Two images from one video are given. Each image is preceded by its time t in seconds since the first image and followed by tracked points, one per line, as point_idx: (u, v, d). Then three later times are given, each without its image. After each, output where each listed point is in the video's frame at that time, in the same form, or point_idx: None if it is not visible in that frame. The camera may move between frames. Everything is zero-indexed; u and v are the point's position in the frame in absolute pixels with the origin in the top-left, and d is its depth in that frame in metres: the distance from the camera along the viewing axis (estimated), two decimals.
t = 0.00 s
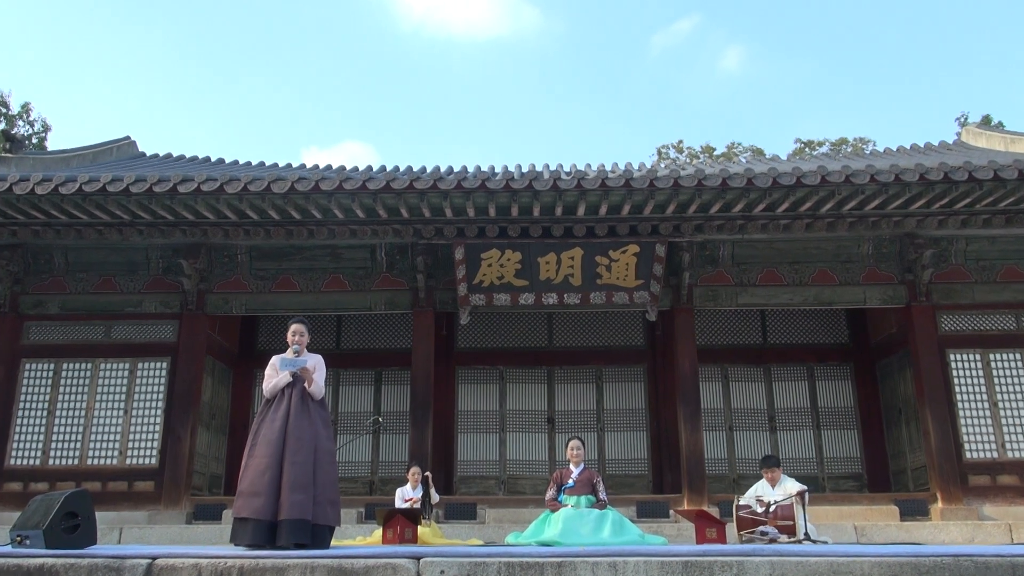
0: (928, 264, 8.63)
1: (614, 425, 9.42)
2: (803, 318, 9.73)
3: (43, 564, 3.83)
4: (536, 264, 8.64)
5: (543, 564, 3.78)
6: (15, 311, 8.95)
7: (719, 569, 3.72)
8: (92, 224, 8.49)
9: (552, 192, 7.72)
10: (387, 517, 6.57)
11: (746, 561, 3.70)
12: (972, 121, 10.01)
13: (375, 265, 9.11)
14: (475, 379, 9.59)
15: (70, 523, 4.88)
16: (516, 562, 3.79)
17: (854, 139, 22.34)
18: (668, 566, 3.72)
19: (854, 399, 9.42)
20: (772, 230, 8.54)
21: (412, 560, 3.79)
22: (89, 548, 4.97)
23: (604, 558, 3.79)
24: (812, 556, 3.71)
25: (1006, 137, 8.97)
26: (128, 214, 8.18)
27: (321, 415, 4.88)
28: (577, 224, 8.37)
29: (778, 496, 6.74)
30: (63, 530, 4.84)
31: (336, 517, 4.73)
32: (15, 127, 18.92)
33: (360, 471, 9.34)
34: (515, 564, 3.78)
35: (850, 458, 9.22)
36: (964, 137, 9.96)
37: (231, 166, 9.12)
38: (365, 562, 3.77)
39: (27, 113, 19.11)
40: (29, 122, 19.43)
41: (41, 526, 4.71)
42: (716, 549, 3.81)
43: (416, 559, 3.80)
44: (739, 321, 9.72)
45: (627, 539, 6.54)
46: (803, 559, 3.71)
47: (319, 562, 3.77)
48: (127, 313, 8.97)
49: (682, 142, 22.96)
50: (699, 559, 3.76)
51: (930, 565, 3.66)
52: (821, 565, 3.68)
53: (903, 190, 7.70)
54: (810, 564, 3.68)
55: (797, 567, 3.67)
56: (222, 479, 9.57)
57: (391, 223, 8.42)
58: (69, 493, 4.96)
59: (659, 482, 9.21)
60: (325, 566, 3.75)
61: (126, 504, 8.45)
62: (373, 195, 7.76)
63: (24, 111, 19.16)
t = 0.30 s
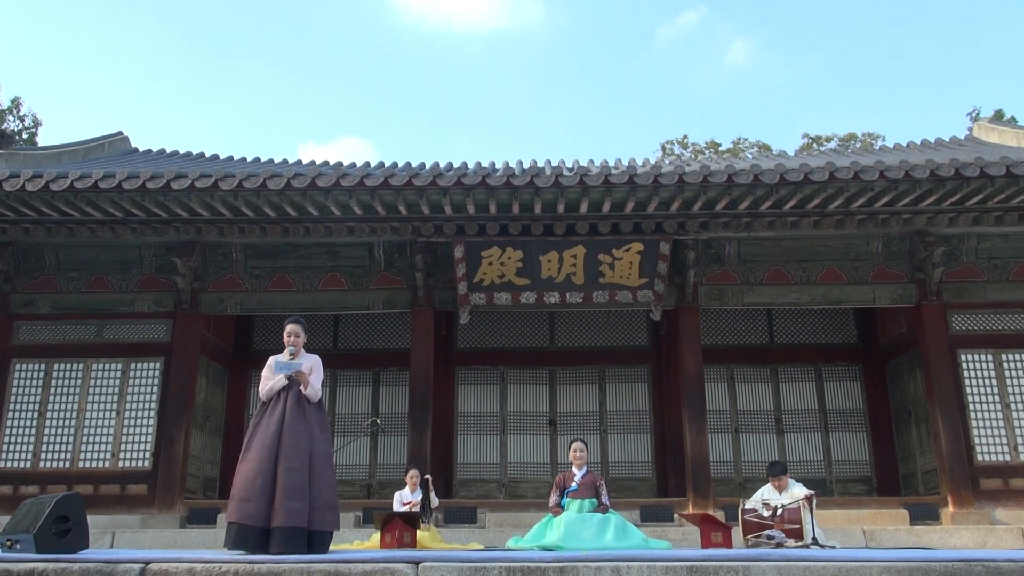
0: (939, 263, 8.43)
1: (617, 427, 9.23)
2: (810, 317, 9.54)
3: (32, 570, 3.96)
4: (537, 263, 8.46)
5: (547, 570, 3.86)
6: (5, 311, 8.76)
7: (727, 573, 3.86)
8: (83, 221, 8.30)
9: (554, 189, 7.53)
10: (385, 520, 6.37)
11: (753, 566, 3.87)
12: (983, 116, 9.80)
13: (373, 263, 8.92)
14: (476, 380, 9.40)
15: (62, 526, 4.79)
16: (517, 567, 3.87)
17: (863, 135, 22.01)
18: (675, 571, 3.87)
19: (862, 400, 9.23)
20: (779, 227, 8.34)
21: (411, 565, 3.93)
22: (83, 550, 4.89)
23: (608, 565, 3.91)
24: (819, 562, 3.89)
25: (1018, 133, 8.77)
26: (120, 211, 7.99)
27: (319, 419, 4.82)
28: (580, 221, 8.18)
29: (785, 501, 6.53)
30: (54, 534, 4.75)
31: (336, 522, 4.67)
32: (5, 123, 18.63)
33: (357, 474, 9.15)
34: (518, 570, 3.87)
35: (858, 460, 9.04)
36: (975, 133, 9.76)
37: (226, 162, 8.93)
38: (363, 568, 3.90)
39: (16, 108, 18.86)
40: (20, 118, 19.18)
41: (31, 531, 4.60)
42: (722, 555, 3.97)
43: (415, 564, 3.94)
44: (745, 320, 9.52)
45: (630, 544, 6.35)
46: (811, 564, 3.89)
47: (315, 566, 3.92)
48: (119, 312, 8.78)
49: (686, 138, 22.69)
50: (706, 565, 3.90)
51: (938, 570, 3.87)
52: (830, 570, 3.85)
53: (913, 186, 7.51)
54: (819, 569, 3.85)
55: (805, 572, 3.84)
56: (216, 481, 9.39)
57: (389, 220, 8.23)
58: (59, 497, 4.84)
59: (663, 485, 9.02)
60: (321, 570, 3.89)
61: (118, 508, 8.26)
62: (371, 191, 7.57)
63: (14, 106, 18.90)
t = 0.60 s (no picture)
0: (950, 260, 8.24)
1: (621, 428, 9.05)
2: (817, 315, 9.35)
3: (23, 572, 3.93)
4: (539, 260, 8.27)
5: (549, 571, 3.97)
6: None
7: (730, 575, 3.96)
8: (75, 218, 8.12)
9: (556, 184, 7.34)
10: (382, 523, 6.16)
11: (758, 569, 3.97)
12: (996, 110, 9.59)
13: (371, 260, 8.74)
14: (476, 379, 9.22)
15: (52, 530, 4.60)
16: (518, 569, 3.97)
17: (871, 129, 21.71)
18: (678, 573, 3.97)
19: (871, 401, 9.04)
20: (786, 224, 8.16)
21: (411, 567, 4.00)
22: (75, 554, 4.71)
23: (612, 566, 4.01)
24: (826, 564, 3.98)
25: None
26: (113, 207, 7.81)
27: (313, 419, 4.63)
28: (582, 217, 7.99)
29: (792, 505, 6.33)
30: (45, 536, 4.57)
31: (332, 523, 4.51)
32: None
33: (355, 476, 8.97)
34: (518, 571, 3.97)
35: (867, 461, 8.86)
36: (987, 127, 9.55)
37: (220, 156, 8.74)
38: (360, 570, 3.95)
39: (6, 102, 18.65)
40: (12, 113, 18.94)
41: (22, 533, 4.44)
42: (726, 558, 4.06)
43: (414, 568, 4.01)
44: (752, 319, 9.33)
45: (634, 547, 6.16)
46: (817, 566, 3.98)
47: (312, 569, 3.94)
48: (112, 310, 8.60)
49: (691, 132, 22.42)
50: (710, 566, 3.99)
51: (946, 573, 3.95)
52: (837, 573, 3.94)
53: (924, 181, 7.32)
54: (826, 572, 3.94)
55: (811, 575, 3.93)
56: (212, 483, 9.22)
57: (387, 216, 8.05)
58: (51, 498, 4.66)
59: (668, 487, 8.85)
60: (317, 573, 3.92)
61: (111, 510, 8.09)
62: (369, 186, 7.39)
63: (5, 101, 18.64)
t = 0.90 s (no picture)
0: (960, 255, 8.06)
1: (624, 427, 8.88)
2: (825, 312, 9.16)
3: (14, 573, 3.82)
4: (541, 255, 8.09)
5: (550, 573, 3.83)
6: None
7: None
8: (66, 211, 7.94)
9: (559, 178, 7.16)
10: (380, 523, 6.00)
11: (764, 571, 3.84)
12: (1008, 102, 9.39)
13: (369, 255, 8.55)
14: (477, 377, 9.05)
15: (44, 530, 4.42)
16: (518, 572, 3.83)
17: (881, 121, 21.37)
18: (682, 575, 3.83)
19: (880, 400, 8.86)
20: (794, 218, 7.98)
21: (409, 569, 3.87)
22: (67, 555, 4.53)
23: (614, 568, 3.87)
24: (833, 566, 3.86)
25: None
26: (105, 200, 7.63)
27: (306, 417, 4.46)
28: (585, 211, 7.80)
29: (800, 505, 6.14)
30: (36, 537, 4.40)
31: (326, 523, 4.34)
32: None
33: (352, 476, 8.80)
34: (518, 574, 3.83)
35: (876, 461, 8.68)
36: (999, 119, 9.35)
37: (215, 148, 8.54)
38: (358, 571, 3.81)
39: None
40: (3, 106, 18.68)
41: (13, 533, 4.27)
42: (731, 560, 3.93)
43: (413, 569, 3.87)
44: (758, 315, 9.15)
45: (638, 548, 5.99)
46: (824, 569, 3.85)
47: (309, 569, 3.80)
48: (104, 306, 8.42)
49: (696, 124, 22.15)
50: (714, 569, 3.86)
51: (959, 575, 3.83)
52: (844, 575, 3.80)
53: (935, 175, 7.14)
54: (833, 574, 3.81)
55: None
56: (207, 482, 9.05)
57: (385, 210, 7.87)
58: (42, 498, 4.48)
59: (672, 487, 8.67)
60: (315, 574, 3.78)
61: (104, 510, 7.92)
62: (366, 180, 7.21)
63: None
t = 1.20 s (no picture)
0: (972, 249, 7.88)
1: (627, 424, 8.70)
2: (833, 307, 8.98)
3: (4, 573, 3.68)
4: (542, 248, 7.91)
5: (550, 573, 3.66)
6: None
7: None
8: (57, 204, 7.75)
9: (560, 169, 6.98)
10: (378, 522, 5.82)
11: (770, 571, 3.68)
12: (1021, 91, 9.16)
13: (366, 248, 8.36)
14: (477, 373, 8.87)
15: (34, 529, 4.24)
16: (518, 572, 3.66)
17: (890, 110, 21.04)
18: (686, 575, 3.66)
19: (889, 397, 8.69)
20: (801, 211, 7.79)
21: (407, 568, 3.70)
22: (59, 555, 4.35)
23: (616, 568, 3.69)
24: (841, 566, 3.69)
25: None
26: (95, 192, 7.44)
27: (298, 413, 4.30)
28: (587, 203, 7.61)
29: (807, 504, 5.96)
30: (27, 536, 4.22)
31: (319, 522, 4.17)
32: None
33: (350, 474, 8.64)
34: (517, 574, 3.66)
35: (885, 460, 8.50)
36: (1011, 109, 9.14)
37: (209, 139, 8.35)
38: (356, 571, 3.65)
39: None
40: None
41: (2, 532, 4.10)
42: (736, 560, 3.76)
43: (411, 569, 3.70)
44: (765, 310, 8.97)
45: (642, 548, 5.82)
46: (832, 568, 3.69)
47: (306, 569, 3.65)
48: (96, 301, 8.25)
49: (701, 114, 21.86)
50: (719, 568, 3.69)
51: None
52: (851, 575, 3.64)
53: (946, 166, 6.95)
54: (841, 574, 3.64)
55: None
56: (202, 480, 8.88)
57: (383, 203, 7.68)
58: (32, 496, 4.29)
59: (676, 486, 8.51)
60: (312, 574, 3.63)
61: (96, 508, 7.74)
62: (363, 171, 7.02)
63: None
